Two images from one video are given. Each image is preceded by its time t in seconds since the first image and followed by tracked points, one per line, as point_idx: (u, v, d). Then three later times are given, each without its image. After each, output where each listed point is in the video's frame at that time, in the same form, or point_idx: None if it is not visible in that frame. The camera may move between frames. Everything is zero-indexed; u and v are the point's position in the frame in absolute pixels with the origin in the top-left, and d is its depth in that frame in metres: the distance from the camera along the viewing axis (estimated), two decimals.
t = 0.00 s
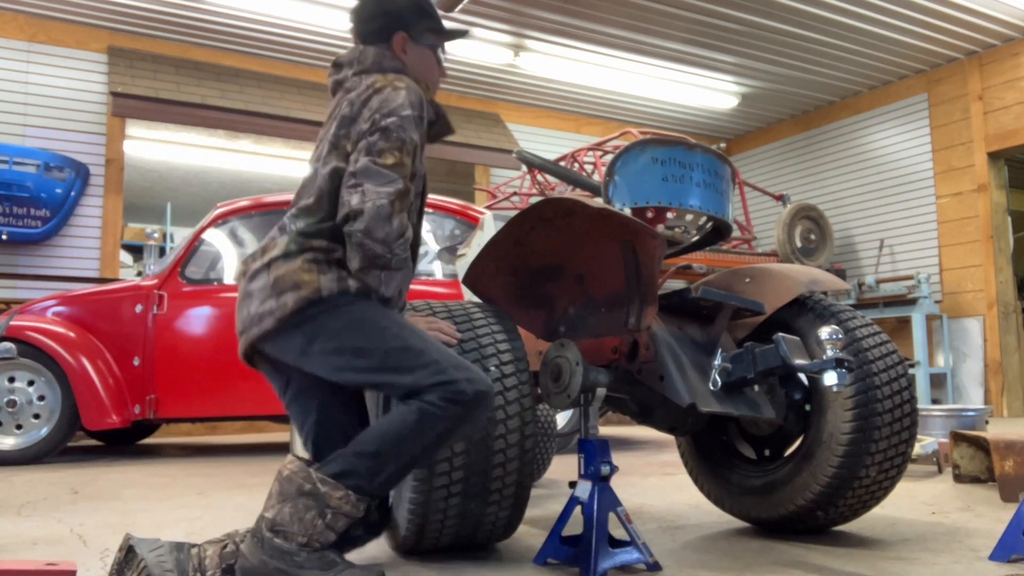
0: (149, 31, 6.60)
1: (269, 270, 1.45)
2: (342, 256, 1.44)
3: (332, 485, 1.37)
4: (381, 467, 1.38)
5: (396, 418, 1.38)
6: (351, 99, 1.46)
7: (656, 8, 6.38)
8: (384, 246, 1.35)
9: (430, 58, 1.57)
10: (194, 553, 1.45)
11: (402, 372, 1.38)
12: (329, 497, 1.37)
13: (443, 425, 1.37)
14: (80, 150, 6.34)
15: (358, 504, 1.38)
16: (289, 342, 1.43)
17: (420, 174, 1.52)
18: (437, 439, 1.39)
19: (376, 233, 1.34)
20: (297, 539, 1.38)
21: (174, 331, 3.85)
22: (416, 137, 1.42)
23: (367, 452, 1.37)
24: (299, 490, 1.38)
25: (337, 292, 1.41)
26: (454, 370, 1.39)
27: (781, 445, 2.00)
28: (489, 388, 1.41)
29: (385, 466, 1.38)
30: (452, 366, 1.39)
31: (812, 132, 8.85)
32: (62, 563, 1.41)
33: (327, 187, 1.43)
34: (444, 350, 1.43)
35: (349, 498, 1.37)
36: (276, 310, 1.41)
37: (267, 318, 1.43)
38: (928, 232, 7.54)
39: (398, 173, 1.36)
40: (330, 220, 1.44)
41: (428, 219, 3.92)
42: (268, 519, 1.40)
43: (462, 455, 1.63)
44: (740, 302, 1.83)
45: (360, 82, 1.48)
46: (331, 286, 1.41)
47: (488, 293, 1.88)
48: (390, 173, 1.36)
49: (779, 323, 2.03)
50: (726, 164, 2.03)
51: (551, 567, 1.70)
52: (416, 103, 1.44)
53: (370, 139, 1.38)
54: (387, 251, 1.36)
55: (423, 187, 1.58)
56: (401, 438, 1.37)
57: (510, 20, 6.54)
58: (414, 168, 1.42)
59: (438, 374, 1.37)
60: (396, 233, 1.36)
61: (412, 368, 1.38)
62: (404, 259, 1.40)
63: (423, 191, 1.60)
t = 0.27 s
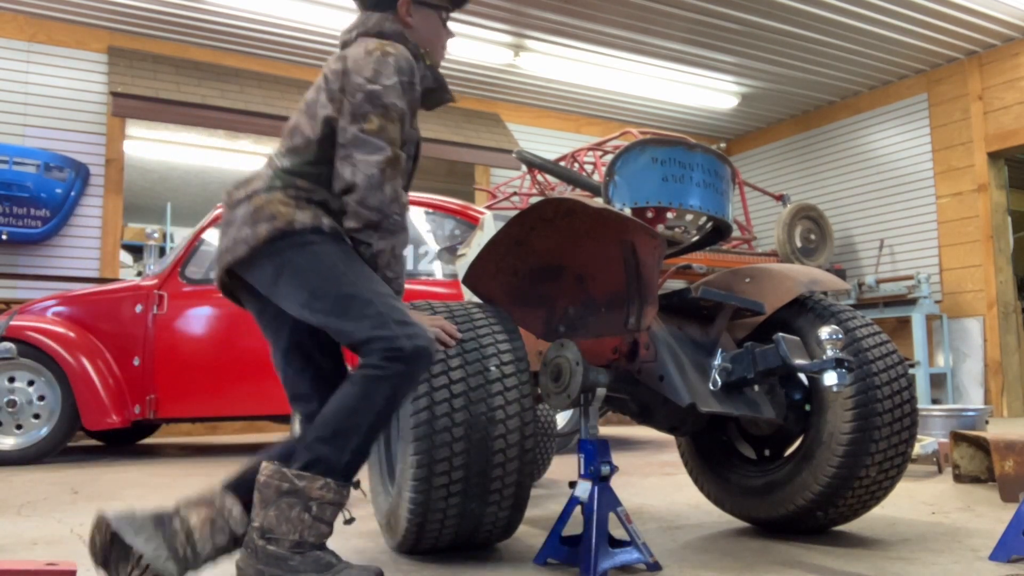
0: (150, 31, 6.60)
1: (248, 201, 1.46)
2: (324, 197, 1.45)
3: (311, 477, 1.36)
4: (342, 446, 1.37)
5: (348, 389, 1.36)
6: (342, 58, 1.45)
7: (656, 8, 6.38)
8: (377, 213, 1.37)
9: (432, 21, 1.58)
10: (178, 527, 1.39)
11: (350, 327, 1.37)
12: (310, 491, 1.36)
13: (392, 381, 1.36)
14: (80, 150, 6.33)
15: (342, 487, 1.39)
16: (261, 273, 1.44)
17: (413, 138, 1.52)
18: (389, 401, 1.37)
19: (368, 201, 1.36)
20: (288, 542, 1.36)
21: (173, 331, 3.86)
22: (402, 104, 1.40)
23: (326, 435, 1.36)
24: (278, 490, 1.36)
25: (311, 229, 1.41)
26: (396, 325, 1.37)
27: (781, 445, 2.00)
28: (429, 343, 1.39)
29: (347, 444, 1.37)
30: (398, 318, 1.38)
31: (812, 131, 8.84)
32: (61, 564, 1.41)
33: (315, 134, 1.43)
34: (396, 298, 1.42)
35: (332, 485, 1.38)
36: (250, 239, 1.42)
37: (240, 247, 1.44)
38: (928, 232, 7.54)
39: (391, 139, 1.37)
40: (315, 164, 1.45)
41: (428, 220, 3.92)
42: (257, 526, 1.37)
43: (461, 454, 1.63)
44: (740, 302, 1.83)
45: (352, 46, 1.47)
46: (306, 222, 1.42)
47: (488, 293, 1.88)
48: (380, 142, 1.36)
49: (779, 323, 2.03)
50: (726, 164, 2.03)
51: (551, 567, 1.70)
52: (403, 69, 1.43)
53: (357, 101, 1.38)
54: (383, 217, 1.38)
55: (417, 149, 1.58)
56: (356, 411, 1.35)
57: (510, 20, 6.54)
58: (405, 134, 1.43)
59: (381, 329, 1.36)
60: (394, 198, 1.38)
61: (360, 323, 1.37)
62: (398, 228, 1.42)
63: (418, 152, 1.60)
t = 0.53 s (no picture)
0: (150, 31, 6.60)
1: (195, 159, 1.57)
2: (267, 166, 1.62)
3: (285, 459, 1.42)
4: (303, 428, 1.45)
5: (290, 375, 1.46)
6: (326, 52, 1.61)
7: (656, 8, 6.38)
8: (371, 218, 1.53)
9: (416, 47, 1.70)
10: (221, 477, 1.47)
11: (284, 310, 1.49)
12: (285, 473, 1.41)
13: (337, 362, 1.50)
14: (80, 150, 6.33)
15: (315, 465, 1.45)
16: (204, 234, 1.56)
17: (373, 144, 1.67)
18: (334, 377, 1.49)
19: (353, 203, 1.52)
20: (278, 528, 1.40)
21: (173, 331, 3.86)
22: (373, 113, 1.56)
23: (281, 421, 1.43)
24: (254, 482, 1.40)
25: (256, 201, 1.55)
26: (327, 311, 1.51)
27: (781, 445, 2.00)
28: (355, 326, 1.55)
29: (308, 424, 1.45)
30: (324, 303, 1.52)
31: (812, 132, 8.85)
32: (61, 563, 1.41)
33: (281, 115, 1.61)
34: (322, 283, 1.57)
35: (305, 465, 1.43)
36: (195, 202, 1.53)
37: (183, 207, 1.55)
38: (928, 232, 7.54)
39: (359, 147, 1.52)
40: (265, 132, 1.61)
41: (429, 220, 3.92)
42: (241, 523, 1.40)
43: (461, 455, 1.63)
44: (740, 302, 1.83)
45: (338, 43, 1.62)
46: (251, 193, 1.54)
47: (488, 293, 1.88)
48: (357, 144, 1.51)
49: (779, 323, 2.03)
50: (726, 164, 2.03)
51: (551, 567, 1.70)
52: (377, 80, 1.57)
53: (338, 102, 1.53)
54: (377, 222, 1.54)
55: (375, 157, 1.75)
56: (305, 391, 1.44)
57: (510, 20, 6.54)
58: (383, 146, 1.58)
59: (313, 314, 1.49)
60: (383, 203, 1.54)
61: (294, 305, 1.49)
62: (401, 239, 1.57)
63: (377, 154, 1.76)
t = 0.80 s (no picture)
0: (150, 30, 6.60)
1: (133, 171, 1.58)
2: (204, 176, 1.61)
3: (236, 450, 1.37)
4: (239, 418, 1.39)
5: (217, 370, 1.42)
6: (280, 72, 1.64)
7: (656, 8, 6.38)
8: (342, 217, 1.53)
9: (375, 72, 1.77)
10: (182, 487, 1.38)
11: (210, 308, 1.47)
12: (233, 460, 1.35)
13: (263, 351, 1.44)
14: (80, 150, 6.33)
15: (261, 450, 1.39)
16: (144, 240, 1.56)
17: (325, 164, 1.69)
18: (263, 367, 1.43)
19: (326, 203, 1.52)
20: (229, 512, 1.32)
21: (174, 331, 3.89)
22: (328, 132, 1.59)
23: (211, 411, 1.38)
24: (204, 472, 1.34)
25: (186, 209, 1.55)
26: (250, 303, 1.48)
27: (781, 445, 2.00)
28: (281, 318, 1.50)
29: (242, 412, 1.39)
30: (251, 297, 1.49)
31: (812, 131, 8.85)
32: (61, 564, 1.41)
33: (223, 132, 1.60)
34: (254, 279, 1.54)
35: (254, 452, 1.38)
36: (130, 210, 1.54)
37: (121, 217, 1.56)
38: (928, 232, 7.54)
39: (328, 153, 1.54)
40: (205, 146, 1.61)
41: (428, 220, 3.92)
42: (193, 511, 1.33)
43: (435, 449, 1.60)
44: (740, 302, 1.83)
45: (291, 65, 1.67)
46: (182, 202, 1.55)
47: (488, 292, 1.87)
48: (325, 152, 1.54)
49: (779, 323, 2.03)
50: (726, 165, 2.03)
51: (551, 567, 1.70)
52: (326, 98, 1.60)
53: (295, 117, 1.55)
54: (345, 222, 1.54)
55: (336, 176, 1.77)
56: (232, 380, 1.40)
57: (510, 20, 6.54)
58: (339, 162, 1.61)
59: (234, 307, 1.46)
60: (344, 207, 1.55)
61: (220, 300, 1.47)
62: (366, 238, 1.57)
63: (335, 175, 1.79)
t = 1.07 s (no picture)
0: (149, 31, 6.60)
1: (103, 147, 1.68)
2: (171, 156, 1.69)
3: (185, 457, 1.56)
4: (186, 425, 1.56)
5: (171, 373, 1.58)
6: (261, 55, 1.70)
7: (656, 8, 6.38)
8: (313, 219, 1.60)
9: (360, 61, 1.79)
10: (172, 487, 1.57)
11: (166, 303, 1.62)
12: (184, 469, 1.55)
13: (212, 355, 1.59)
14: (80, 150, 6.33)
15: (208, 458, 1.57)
16: (108, 220, 1.68)
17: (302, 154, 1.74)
18: (212, 372, 1.58)
19: (298, 203, 1.59)
20: (179, 519, 1.55)
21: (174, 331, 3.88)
22: (304, 122, 1.66)
23: (169, 418, 1.56)
24: (157, 477, 1.54)
25: (147, 192, 1.64)
26: (203, 304, 1.61)
27: (781, 445, 2.00)
28: (231, 317, 1.62)
29: (190, 420, 1.56)
30: (204, 295, 1.62)
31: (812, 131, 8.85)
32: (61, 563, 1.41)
33: (197, 115, 1.68)
34: (215, 274, 1.67)
35: (201, 459, 1.57)
36: (96, 189, 1.65)
37: (88, 193, 1.66)
38: (928, 231, 7.54)
39: (304, 149, 1.62)
40: (178, 125, 1.69)
41: (429, 220, 3.92)
42: (149, 514, 1.55)
43: (394, 438, 1.58)
44: (740, 302, 1.83)
45: (277, 48, 1.73)
46: (144, 184, 1.64)
47: (488, 292, 1.87)
48: (303, 147, 1.62)
49: (779, 323, 2.03)
50: (726, 164, 2.03)
51: (551, 567, 1.70)
52: (305, 87, 1.67)
53: (271, 106, 1.62)
54: (318, 224, 1.60)
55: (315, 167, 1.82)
56: (183, 387, 1.56)
57: (510, 20, 6.54)
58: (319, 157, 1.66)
59: (189, 306, 1.61)
60: (315, 206, 1.60)
61: (180, 303, 1.61)
62: (340, 239, 1.62)
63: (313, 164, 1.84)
